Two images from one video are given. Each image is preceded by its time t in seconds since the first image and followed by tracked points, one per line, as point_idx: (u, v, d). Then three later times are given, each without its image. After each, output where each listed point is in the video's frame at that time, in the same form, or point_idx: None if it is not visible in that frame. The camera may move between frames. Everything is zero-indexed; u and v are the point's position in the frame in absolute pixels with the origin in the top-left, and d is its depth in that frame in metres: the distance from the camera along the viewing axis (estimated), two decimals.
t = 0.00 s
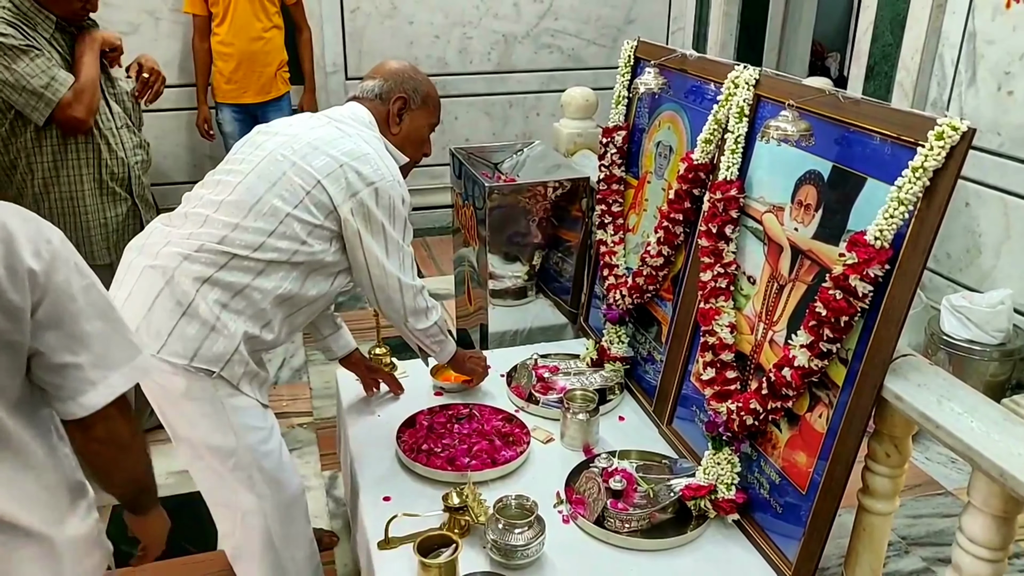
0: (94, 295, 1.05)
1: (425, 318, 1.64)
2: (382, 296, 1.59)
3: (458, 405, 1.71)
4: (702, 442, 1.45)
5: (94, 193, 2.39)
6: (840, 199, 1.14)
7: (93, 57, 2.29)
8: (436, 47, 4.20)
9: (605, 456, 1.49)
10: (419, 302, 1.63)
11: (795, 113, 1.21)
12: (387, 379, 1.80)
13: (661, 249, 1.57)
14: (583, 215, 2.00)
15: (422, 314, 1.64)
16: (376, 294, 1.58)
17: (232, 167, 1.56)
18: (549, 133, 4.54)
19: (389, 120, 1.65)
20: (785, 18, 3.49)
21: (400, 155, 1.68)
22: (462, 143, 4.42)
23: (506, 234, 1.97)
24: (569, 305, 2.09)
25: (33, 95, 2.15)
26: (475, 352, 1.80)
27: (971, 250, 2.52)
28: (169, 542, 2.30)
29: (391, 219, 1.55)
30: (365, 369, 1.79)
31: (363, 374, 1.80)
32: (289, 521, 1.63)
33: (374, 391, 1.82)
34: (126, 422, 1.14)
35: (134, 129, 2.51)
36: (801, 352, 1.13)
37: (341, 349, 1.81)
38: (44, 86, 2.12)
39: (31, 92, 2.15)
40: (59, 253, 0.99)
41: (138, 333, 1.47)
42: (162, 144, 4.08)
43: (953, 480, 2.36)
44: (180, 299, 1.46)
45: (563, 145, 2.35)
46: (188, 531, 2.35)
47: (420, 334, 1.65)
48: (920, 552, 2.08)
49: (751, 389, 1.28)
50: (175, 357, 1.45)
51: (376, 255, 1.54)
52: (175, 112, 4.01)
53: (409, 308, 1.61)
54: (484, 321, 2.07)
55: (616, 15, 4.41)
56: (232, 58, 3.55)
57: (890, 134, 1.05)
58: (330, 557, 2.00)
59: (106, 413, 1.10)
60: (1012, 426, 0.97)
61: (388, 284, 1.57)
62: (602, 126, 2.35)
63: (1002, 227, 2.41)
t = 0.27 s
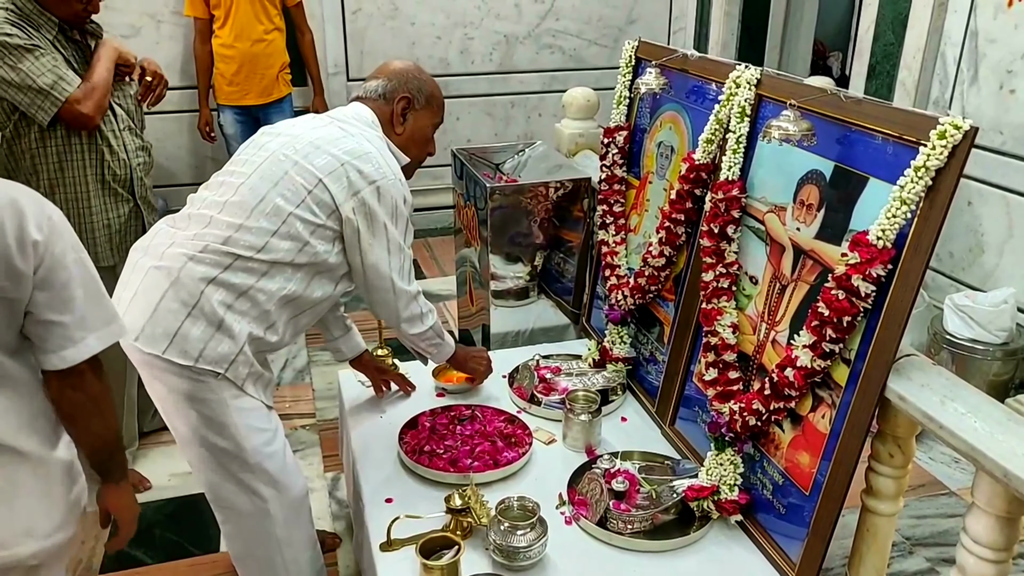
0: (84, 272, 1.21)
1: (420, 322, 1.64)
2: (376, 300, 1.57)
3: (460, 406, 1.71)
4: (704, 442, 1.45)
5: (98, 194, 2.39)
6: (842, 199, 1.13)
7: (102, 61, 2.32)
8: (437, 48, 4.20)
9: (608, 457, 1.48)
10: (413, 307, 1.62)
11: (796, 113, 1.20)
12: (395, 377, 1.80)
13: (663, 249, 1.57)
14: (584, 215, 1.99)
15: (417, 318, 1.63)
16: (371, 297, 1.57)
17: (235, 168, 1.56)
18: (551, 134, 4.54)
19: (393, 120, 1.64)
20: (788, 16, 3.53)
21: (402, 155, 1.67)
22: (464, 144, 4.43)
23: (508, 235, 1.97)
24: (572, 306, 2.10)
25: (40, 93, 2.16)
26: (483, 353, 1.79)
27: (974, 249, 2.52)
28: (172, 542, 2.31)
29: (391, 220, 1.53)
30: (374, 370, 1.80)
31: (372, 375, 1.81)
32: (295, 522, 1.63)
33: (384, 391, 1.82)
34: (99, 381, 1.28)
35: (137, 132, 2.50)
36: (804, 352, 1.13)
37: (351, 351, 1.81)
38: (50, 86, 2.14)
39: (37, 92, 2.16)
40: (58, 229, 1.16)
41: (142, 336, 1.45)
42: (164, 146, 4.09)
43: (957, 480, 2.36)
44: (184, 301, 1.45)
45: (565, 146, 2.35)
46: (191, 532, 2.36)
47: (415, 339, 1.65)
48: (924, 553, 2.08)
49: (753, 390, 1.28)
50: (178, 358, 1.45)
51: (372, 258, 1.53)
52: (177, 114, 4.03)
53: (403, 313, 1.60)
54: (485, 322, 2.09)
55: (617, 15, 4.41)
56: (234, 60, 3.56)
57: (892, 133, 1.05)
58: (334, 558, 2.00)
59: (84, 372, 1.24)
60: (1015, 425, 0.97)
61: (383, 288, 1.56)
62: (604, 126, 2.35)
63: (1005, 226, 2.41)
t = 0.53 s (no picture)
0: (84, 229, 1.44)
1: (413, 318, 1.60)
2: (369, 298, 1.55)
3: (462, 408, 1.71)
4: (706, 444, 1.44)
5: (100, 197, 2.39)
6: (845, 199, 1.13)
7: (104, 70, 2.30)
8: (440, 49, 4.21)
9: (610, 459, 1.48)
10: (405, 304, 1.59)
11: (799, 114, 1.20)
12: (399, 379, 1.81)
13: (665, 251, 1.57)
14: (586, 216, 1.98)
15: (409, 314, 1.60)
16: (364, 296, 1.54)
17: (239, 167, 1.56)
18: (553, 135, 4.54)
19: (395, 113, 1.61)
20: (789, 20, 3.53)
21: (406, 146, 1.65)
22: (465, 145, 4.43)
23: (510, 236, 1.97)
24: (574, 307, 2.08)
25: (33, 99, 2.15)
26: (474, 333, 1.78)
27: (977, 250, 2.53)
28: (174, 544, 2.31)
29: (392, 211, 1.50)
30: (381, 374, 1.78)
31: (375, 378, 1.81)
32: (299, 524, 1.60)
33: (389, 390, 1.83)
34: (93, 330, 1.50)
35: (140, 133, 2.51)
36: (807, 354, 1.13)
37: (361, 352, 1.78)
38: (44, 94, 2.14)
39: (33, 98, 2.15)
40: (60, 190, 1.38)
41: (148, 336, 1.47)
42: (166, 148, 4.10)
43: (960, 482, 2.35)
44: (190, 300, 1.46)
45: (567, 147, 2.34)
46: (192, 534, 2.36)
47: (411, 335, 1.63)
48: (927, 555, 2.07)
49: (755, 392, 1.28)
50: (186, 357, 1.46)
51: (368, 256, 1.51)
52: (179, 116, 4.04)
53: (396, 312, 1.57)
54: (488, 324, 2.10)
55: (620, 16, 4.41)
56: (238, 61, 3.56)
57: (895, 134, 1.04)
58: (335, 560, 1.99)
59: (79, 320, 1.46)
60: (1019, 428, 0.96)
61: (378, 286, 1.53)
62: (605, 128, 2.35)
63: (1008, 227, 2.41)
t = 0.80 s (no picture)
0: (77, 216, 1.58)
1: (463, 282, 1.56)
2: (415, 277, 1.51)
3: (465, 409, 1.71)
4: (711, 446, 1.44)
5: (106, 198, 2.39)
6: (851, 200, 1.12)
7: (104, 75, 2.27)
8: (444, 50, 4.20)
9: (613, 461, 1.48)
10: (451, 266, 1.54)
11: (804, 115, 1.20)
12: (403, 379, 1.81)
13: (669, 252, 1.56)
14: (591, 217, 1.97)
15: (458, 278, 1.55)
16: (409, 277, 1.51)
17: (248, 166, 1.56)
18: (557, 136, 4.53)
19: (398, 105, 1.61)
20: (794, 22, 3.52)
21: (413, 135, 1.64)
22: (470, 145, 4.44)
23: (514, 237, 1.96)
24: (578, 309, 2.05)
25: (32, 107, 2.14)
26: (540, 254, 1.68)
27: (983, 252, 2.52)
28: (178, 544, 2.31)
29: (411, 192, 1.49)
30: (386, 372, 1.79)
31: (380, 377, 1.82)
32: (304, 522, 1.61)
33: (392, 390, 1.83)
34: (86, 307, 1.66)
35: (146, 134, 2.51)
36: (812, 356, 1.12)
37: (368, 351, 1.79)
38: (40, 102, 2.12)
39: (35, 102, 2.15)
40: (54, 178, 1.53)
41: (158, 332, 1.49)
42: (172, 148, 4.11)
43: (965, 486, 2.34)
44: (200, 298, 1.47)
45: (571, 148, 2.33)
46: (197, 533, 2.36)
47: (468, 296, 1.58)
48: (933, 558, 2.06)
49: (760, 394, 1.27)
50: (196, 356, 1.46)
51: (395, 240, 1.48)
52: (185, 116, 4.05)
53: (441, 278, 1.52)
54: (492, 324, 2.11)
55: (625, 16, 4.40)
56: (245, 61, 3.57)
57: (902, 135, 1.03)
58: (340, 561, 1.99)
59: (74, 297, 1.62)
60: None
61: (417, 265, 1.50)
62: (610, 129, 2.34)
63: (1015, 229, 2.41)
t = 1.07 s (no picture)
0: (94, 179, 1.66)
1: (526, 208, 1.55)
2: (476, 217, 1.52)
3: (469, 410, 1.71)
4: (714, 448, 1.44)
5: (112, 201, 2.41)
6: (854, 202, 1.12)
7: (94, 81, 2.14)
8: (449, 52, 4.21)
9: (617, 462, 1.47)
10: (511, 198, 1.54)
11: (808, 116, 1.20)
12: (408, 380, 1.81)
13: (673, 253, 1.56)
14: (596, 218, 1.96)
15: (521, 206, 1.54)
16: (470, 220, 1.52)
17: (257, 163, 1.55)
18: (561, 138, 4.53)
19: (402, 100, 1.58)
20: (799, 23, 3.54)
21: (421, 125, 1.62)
22: (474, 147, 4.44)
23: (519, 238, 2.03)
24: (581, 310, 2.05)
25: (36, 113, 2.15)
26: (613, 181, 1.62)
27: (988, 253, 2.55)
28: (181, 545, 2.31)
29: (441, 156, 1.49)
30: (390, 372, 1.79)
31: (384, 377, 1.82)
32: (310, 519, 1.61)
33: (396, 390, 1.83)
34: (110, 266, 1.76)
35: (151, 134, 2.51)
36: (815, 358, 1.12)
37: (373, 350, 1.79)
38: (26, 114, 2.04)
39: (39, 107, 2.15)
40: (70, 150, 1.61)
41: (177, 327, 1.49)
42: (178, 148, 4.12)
43: (970, 488, 2.34)
44: (216, 292, 1.46)
45: (575, 149, 2.33)
46: (200, 535, 2.36)
47: (535, 225, 1.57)
48: (937, 560, 2.06)
49: (763, 395, 1.27)
50: (217, 346, 1.47)
51: (442, 195, 1.49)
52: (189, 117, 4.06)
53: (505, 211, 1.52)
54: (496, 325, 2.11)
55: (629, 18, 4.40)
56: (248, 61, 3.57)
57: (906, 137, 1.03)
58: (343, 562, 1.99)
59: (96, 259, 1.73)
60: None
61: (478, 206, 1.50)
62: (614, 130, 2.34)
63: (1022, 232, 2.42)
